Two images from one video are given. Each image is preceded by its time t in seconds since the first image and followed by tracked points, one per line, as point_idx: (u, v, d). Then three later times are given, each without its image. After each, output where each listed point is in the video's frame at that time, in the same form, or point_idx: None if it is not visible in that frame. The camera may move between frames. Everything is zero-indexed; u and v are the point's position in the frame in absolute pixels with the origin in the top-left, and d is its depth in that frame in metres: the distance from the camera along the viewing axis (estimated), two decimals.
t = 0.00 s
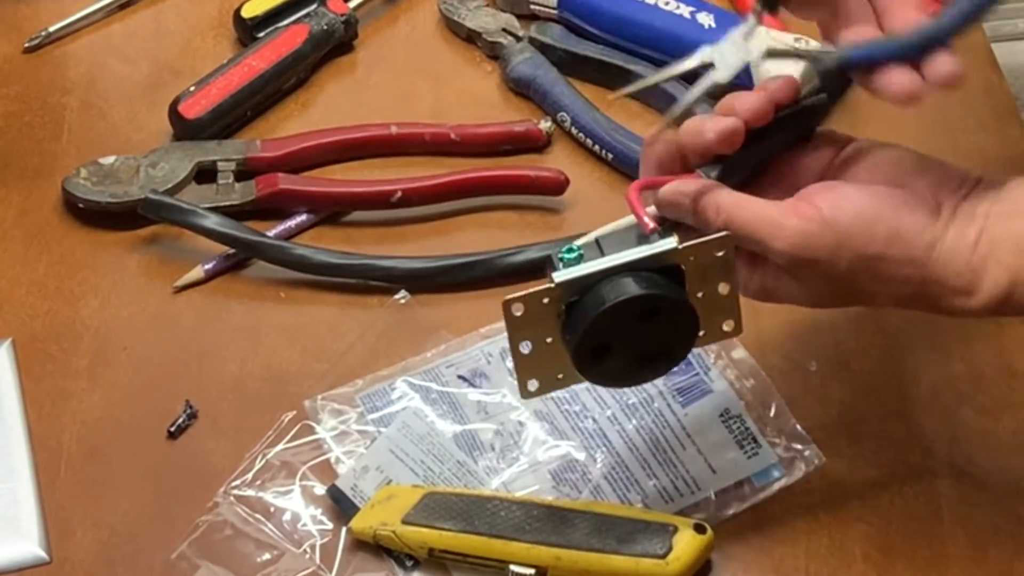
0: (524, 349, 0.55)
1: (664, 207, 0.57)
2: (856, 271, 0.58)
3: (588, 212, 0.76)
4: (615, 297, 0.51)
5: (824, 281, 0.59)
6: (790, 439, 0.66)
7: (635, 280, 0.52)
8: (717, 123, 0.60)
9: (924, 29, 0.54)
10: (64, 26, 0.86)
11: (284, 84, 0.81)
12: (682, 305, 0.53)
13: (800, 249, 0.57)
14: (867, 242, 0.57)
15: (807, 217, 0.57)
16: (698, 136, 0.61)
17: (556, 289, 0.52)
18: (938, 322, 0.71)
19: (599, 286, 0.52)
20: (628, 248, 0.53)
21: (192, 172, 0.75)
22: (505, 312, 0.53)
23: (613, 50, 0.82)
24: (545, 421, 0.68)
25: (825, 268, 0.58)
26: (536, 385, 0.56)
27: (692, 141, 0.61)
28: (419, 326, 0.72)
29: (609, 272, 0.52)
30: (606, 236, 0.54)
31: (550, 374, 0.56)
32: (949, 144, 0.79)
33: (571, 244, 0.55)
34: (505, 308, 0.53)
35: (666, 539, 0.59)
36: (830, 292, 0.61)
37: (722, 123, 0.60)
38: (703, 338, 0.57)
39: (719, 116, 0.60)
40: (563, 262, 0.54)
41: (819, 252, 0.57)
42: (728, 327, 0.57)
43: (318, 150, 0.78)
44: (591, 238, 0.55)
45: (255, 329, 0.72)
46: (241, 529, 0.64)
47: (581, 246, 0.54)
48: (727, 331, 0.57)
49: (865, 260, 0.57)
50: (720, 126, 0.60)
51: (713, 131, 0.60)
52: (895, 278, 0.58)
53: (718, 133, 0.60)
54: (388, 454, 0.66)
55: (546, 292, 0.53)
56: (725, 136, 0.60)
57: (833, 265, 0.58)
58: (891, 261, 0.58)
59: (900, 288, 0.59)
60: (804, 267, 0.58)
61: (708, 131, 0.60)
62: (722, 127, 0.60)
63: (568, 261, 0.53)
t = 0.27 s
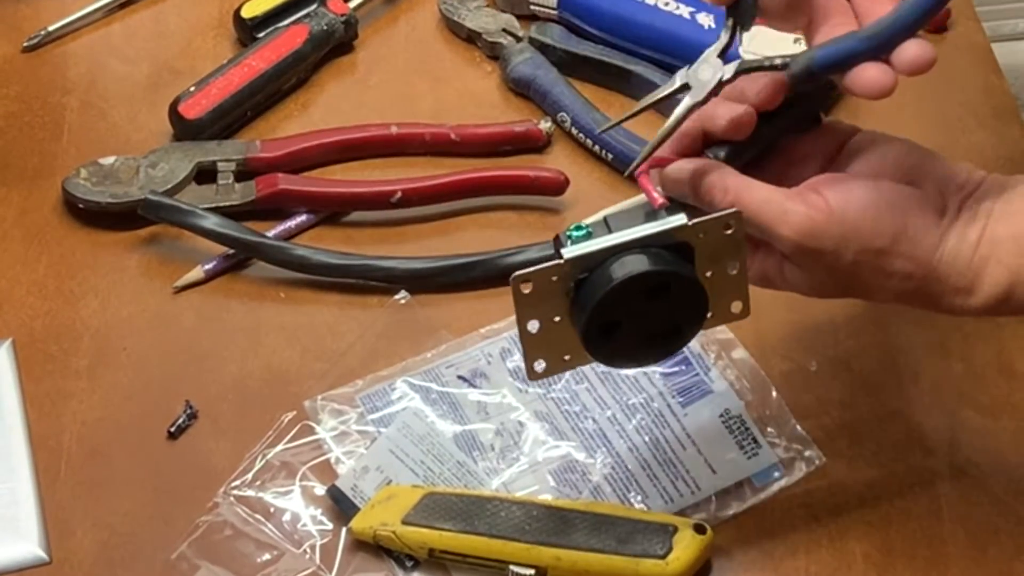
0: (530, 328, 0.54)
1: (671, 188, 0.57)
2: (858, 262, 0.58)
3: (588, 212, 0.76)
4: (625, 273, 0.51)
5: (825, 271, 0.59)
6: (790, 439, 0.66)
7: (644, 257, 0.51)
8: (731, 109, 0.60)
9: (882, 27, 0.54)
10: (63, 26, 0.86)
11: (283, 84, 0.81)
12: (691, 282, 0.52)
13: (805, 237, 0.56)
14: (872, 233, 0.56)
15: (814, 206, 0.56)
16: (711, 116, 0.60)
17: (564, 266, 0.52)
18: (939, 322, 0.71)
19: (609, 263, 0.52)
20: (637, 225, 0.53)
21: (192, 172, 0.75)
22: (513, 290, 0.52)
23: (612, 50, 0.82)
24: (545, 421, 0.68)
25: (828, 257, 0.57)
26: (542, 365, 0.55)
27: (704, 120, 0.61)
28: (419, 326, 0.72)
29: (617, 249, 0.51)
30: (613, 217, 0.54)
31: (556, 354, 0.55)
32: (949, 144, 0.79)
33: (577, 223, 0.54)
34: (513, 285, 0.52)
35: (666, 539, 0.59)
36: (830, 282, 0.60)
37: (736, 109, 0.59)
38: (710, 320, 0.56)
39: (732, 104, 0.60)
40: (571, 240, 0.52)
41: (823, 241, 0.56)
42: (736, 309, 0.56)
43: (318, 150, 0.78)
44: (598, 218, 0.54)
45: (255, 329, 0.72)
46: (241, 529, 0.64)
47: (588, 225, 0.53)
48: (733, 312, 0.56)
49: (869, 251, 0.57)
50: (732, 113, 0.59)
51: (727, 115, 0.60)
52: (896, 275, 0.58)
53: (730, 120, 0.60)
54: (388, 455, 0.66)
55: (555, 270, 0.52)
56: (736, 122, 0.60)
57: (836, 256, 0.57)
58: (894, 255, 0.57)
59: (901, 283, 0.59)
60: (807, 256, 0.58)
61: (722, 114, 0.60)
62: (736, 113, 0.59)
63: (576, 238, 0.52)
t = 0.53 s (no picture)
0: (530, 309, 0.52)
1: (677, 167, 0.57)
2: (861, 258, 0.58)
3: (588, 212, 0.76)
4: (627, 255, 0.49)
5: (826, 265, 0.59)
6: (790, 439, 0.66)
7: (647, 240, 0.50)
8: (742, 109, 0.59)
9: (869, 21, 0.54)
10: (63, 25, 0.86)
11: (283, 83, 0.81)
12: (694, 268, 0.51)
13: (807, 228, 0.56)
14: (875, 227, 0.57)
15: (819, 198, 0.56)
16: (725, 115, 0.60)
17: (567, 246, 0.50)
18: (939, 322, 0.71)
19: (612, 244, 0.50)
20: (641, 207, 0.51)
21: (192, 172, 0.75)
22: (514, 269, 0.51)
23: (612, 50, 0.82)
24: (545, 421, 0.68)
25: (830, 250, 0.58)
26: (540, 348, 0.54)
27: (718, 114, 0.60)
28: (419, 326, 0.72)
29: (621, 231, 0.50)
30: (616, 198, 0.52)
31: (555, 338, 0.54)
32: (949, 144, 0.79)
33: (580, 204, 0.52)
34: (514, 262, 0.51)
35: (667, 540, 0.59)
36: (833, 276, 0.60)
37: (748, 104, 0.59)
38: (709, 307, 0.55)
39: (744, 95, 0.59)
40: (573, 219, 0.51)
41: (826, 233, 0.57)
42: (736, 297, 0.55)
43: (317, 150, 0.78)
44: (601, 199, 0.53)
45: (256, 329, 0.72)
46: (241, 529, 0.64)
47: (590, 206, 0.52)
48: (732, 300, 0.55)
49: (871, 246, 0.57)
50: (742, 103, 0.59)
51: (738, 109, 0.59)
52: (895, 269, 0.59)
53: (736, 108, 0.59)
54: (389, 455, 0.66)
55: (557, 250, 0.50)
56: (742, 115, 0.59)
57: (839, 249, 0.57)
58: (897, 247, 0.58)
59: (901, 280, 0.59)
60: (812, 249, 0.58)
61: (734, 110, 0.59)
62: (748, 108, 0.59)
63: (579, 219, 0.51)
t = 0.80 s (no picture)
0: (545, 303, 0.53)
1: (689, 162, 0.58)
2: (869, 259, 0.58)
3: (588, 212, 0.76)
4: (642, 250, 0.50)
5: (833, 266, 0.59)
6: (790, 439, 0.66)
7: (662, 234, 0.51)
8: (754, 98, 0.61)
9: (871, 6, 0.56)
10: (65, 23, 0.86)
11: (283, 84, 0.81)
12: (708, 262, 0.51)
13: (818, 228, 0.56)
14: (888, 229, 0.57)
15: (834, 198, 0.57)
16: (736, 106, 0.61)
17: (583, 240, 0.51)
18: (939, 322, 0.71)
19: (626, 238, 0.51)
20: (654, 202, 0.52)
21: (192, 172, 0.75)
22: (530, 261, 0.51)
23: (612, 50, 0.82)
24: (545, 421, 0.68)
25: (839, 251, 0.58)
26: (554, 342, 0.55)
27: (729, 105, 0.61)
28: (419, 326, 0.72)
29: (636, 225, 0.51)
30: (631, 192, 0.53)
31: (569, 333, 0.54)
32: (949, 144, 0.79)
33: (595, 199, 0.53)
34: (530, 256, 0.51)
35: (667, 541, 0.59)
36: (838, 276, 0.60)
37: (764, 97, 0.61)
38: (722, 305, 0.55)
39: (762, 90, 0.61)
40: (588, 214, 0.52)
41: (838, 232, 0.57)
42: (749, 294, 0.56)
43: (318, 150, 0.77)
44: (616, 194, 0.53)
45: (255, 330, 0.72)
46: (242, 529, 0.64)
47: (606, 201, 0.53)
48: (746, 297, 0.56)
49: (882, 248, 0.57)
50: (760, 100, 0.61)
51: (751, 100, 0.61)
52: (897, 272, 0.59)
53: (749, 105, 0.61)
54: (389, 455, 0.66)
55: (572, 244, 0.51)
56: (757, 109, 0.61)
57: (850, 249, 0.58)
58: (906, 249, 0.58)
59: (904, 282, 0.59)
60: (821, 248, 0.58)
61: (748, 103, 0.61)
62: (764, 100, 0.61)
63: (594, 213, 0.52)
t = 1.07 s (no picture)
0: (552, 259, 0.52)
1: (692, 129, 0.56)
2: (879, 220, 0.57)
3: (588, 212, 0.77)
4: (657, 208, 0.49)
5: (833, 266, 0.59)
6: (791, 439, 0.66)
7: (675, 194, 0.49)
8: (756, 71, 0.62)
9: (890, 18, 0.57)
10: (66, 22, 0.86)
11: (283, 83, 0.81)
12: (719, 228, 0.50)
13: (826, 186, 0.56)
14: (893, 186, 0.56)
15: (835, 157, 0.56)
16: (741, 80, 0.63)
17: (597, 195, 0.49)
18: (939, 322, 0.71)
19: (641, 196, 0.50)
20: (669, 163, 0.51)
21: (192, 172, 0.75)
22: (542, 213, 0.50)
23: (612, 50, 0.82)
24: (545, 421, 0.68)
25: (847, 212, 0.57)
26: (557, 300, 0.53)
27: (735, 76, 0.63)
28: (419, 326, 0.72)
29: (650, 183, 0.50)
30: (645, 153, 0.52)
31: (573, 292, 0.53)
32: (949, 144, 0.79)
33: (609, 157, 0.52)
34: (544, 208, 0.50)
35: (667, 542, 0.59)
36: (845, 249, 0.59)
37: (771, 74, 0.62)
38: (728, 276, 0.55)
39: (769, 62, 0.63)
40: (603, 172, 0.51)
41: (843, 191, 0.56)
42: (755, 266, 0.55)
43: (319, 150, 0.77)
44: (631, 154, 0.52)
45: (256, 329, 0.72)
46: (242, 529, 0.64)
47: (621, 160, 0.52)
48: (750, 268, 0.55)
49: (889, 206, 0.57)
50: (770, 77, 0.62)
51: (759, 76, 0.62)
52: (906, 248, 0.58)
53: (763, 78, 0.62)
54: (389, 455, 0.66)
55: (587, 198, 0.50)
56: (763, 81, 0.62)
57: (855, 210, 0.57)
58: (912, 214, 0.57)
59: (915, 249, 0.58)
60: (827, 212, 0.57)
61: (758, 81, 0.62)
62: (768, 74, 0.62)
63: (608, 170, 0.51)
